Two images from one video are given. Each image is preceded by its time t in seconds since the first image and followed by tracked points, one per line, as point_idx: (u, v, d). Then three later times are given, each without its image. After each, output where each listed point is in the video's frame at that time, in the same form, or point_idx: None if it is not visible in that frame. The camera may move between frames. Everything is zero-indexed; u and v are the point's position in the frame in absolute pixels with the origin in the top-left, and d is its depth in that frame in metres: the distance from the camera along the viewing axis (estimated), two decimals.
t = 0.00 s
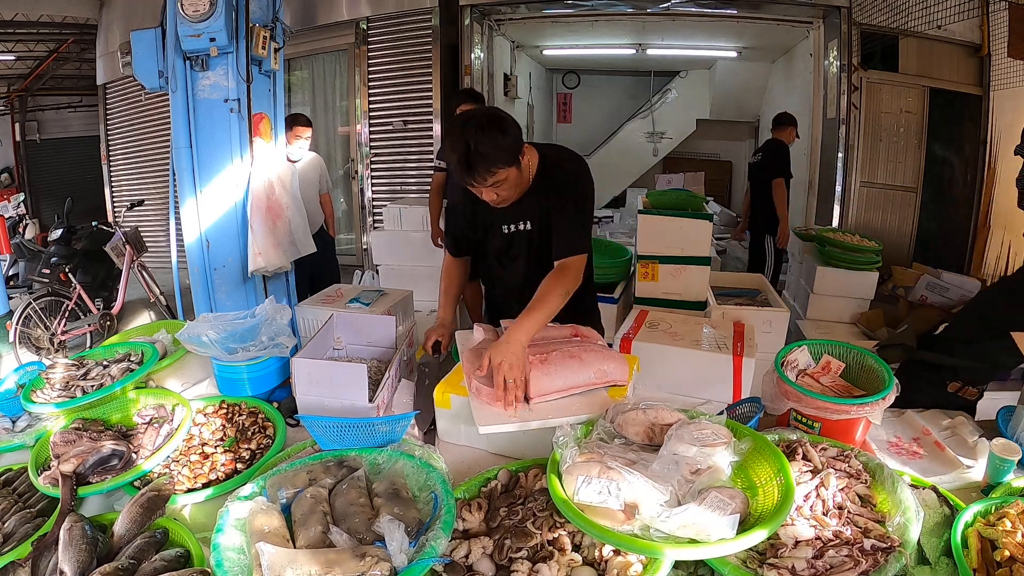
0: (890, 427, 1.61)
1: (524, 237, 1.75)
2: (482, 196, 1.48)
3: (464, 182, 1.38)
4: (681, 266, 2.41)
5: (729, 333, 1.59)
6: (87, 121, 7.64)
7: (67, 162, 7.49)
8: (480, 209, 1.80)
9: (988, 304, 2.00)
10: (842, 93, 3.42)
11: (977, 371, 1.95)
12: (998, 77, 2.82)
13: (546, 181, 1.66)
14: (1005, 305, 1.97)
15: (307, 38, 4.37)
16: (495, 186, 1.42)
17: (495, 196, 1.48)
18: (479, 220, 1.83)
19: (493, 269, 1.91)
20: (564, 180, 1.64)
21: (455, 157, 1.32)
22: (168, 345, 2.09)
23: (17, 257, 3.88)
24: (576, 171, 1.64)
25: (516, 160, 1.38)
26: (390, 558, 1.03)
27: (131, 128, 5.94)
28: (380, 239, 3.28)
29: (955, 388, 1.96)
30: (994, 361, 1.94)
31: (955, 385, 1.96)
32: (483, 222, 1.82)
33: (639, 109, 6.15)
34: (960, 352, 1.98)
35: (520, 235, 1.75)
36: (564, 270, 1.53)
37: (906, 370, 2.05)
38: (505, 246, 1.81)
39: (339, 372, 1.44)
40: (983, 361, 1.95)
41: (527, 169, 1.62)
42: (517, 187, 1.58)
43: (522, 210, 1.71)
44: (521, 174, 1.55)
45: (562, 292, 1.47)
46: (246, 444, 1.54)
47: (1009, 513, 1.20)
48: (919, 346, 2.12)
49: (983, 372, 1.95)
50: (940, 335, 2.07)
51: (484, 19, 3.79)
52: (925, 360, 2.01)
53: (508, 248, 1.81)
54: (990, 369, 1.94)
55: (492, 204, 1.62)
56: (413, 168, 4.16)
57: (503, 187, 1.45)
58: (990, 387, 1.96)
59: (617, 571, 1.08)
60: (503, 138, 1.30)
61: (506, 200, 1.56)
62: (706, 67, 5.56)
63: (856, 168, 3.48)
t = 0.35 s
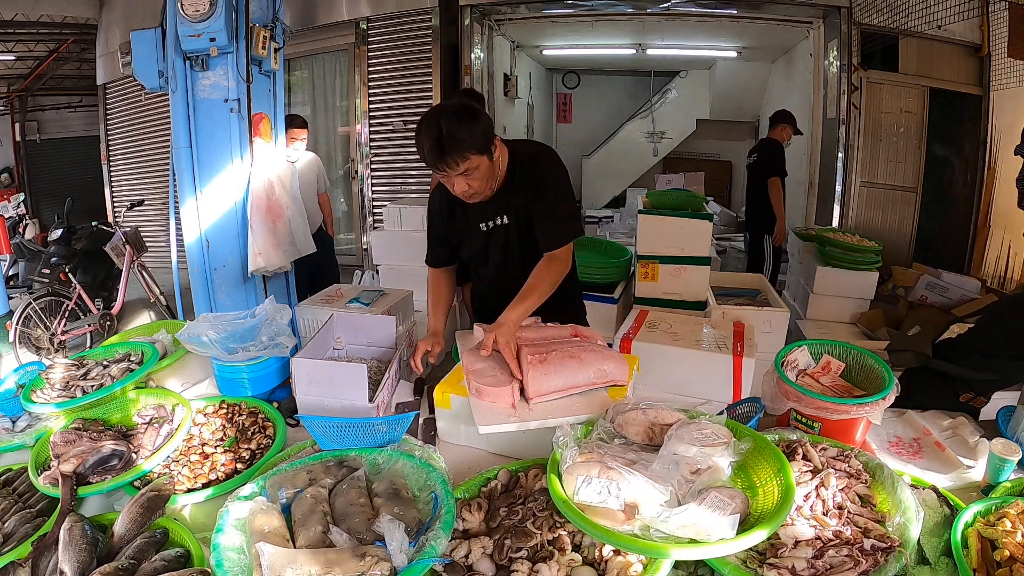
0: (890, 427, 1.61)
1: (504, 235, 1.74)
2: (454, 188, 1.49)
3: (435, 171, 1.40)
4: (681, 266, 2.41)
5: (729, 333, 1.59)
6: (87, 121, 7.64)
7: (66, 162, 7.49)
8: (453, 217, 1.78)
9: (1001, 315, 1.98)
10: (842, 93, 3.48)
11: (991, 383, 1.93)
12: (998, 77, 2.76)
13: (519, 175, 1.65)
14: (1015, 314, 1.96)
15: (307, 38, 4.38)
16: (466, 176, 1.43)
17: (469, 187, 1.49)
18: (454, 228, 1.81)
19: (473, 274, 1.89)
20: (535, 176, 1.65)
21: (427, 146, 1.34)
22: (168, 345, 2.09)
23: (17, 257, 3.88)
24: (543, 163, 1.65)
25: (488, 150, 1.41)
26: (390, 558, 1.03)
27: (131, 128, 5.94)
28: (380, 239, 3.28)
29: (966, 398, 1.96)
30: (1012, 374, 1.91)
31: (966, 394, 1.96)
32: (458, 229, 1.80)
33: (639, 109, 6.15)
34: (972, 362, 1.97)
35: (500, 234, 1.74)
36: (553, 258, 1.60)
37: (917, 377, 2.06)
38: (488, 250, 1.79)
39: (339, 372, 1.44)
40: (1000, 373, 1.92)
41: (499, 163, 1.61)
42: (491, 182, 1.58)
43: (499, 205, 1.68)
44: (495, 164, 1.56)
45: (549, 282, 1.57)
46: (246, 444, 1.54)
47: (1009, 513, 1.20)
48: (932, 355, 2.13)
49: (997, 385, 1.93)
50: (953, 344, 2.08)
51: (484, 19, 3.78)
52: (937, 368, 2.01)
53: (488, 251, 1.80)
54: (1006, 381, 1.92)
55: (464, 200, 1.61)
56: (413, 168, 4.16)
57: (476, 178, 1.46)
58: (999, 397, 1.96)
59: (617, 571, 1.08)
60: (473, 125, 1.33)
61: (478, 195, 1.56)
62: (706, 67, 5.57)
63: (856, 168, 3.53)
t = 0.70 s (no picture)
0: (891, 428, 1.61)
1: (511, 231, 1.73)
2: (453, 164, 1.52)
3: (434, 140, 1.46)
4: (681, 266, 2.41)
5: (729, 333, 1.59)
6: (87, 121, 7.65)
7: (66, 162, 7.49)
8: (463, 208, 1.76)
9: (1007, 316, 1.98)
10: (842, 94, 3.45)
11: (994, 385, 1.92)
12: (998, 77, 2.79)
13: (535, 169, 1.65)
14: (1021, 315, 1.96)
15: (307, 38, 4.38)
16: (458, 154, 1.45)
17: (462, 168, 1.50)
18: (460, 225, 1.79)
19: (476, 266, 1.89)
20: (544, 172, 1.65)
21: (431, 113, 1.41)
22: (168, 345, 2.08)
23: (17, 257, 3.88)
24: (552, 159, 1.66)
25: (486, 139, 1.42)
26: (390, 558, 1.03)
27: (131, 128, 5.94)
28: (380, 239, 3.28)
29: (968, 400, 1.95)
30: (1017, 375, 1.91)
31: (967, 395, 1.96)
32: (467, 221, 1.78)
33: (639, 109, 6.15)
34: (976, 364, 1.97)
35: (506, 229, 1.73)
36: (560, 262, 1.60)
37: (918, 376, 2.06)
38: (492, 247, 1.78)
39: (339, 372, 1.44)
40: (1004, 376, 1.91)
41: (517, 154, 1.61)
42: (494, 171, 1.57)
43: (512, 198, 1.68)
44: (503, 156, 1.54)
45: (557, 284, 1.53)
46: (246, 444, 1.54)
47: (1008, 513, 1.20)
48: (935, 355, 2.12)
49: (1000, 387, 1.92)
50: (957, 346, 2.06)
51: (484, 19, 3.79)
52: (939, 368, 2.02)
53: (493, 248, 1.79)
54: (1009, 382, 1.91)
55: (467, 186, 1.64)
56: (413, 168, 4.16)
57: (469, 159, 1.46)
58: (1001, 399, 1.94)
59: (617, 571, 1.08)
60: (468, 111, 1.37)
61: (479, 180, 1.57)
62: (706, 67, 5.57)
63: (856, 168, 3.51)
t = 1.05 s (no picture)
0: (891, 428, 1.61)
1: (514, 224, 1.76)
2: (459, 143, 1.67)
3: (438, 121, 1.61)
4: (681, 266, 2.41)
5: (729, 333, 1.59)
6: (87, 121, 7.65)
7: (66, 162, 7.49)
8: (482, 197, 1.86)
9: (1006, 315, 1.97)
10: (842, 94, 3.45)
11: (993, 383, 1.92)
12: (998, 77, 2.79)
13: (539, 169, 1.66)
14: (1021, 314, 1.95)
15: (307, 38, 4.38)
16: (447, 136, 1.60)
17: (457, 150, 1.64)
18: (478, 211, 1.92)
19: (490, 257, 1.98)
20: (547, 165, 1.66)
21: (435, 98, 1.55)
22: (168, 345, 2.08)
23: (17, 257, 3.88)
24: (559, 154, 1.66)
25: (462, 133, 1.53)
26: (390, 558, 1.03)
27: (131, 128, 5.94)
28: (380, 239, 3.27)
29: (967, 399, 1.95)
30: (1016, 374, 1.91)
31: (967, 394, 1.95)
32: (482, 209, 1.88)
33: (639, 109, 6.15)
34: (974, 362, 1.97)
35: (511, 222, 1.77)
36: (577, 260, 1.61)
37: (918, 376, 2.05)
38: (497, 239, 1.83)
39: (339, 372, 1.44)
40: (1004, 375, 1.92)
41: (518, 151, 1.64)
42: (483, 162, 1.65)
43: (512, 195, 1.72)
44: (488, 153, 1.61)
45: (568, 281, 1.59)
46: (246, 444, 1.54)
47: (1009, 513, 1.19)
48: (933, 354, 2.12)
49: (1000, 385, 1.92)
50: (956, 344, 2.05)
51: (484, 19, 3.80)
52: (939, 368, 2.01)
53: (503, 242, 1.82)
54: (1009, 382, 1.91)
55: (482, 168, 1.75)
56: (413, 168, 4.16)
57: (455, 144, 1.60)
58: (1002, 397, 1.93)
59: (617, 571, 1.08)
60: (445, 106, 1.50)
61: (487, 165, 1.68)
62: (706, 67, 5.57)
63: (856, 168, 3.51)
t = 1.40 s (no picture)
0: (891, 427, 1.61)
1: (491, 230, 1.82)
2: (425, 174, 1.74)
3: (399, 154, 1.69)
4: (681, 266, 2.41)
5: (729, 333, 1.59)
6: (86, 121, 7.66)
7: (67, 162, 7.50)
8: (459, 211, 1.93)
9: (1004, 307, 1.98)
10: (842, 93, 3.48)
11: (990, 376, 1.93)
12: (998, 77, 2.80)
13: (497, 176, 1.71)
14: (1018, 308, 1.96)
15: (307, 38, 4.39)
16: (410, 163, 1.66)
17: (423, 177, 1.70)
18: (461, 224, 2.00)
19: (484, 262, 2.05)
20: (503, 169, 1.71)
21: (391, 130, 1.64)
22: (168, 345, 2.08)
23: (16, 257, 3.88)
24: (514, 157, 1.71)
25: (418, 154, 1.60)
26: (390, 559, 1.03)
27: (131, 128, 5.94)
28: (380, 239, 3.28)
29: (963, 393, 1.95)
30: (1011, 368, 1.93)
31: (962, 388, 1.95)
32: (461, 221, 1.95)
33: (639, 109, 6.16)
34: (972, 358, 1.97)
35: (488, 230, 1.83)
36: (557, 240, 1.68)
37: (911, 372, 2.04)
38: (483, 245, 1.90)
39: (339, 372, 1.44)
40: (1001, 367, 1.93)
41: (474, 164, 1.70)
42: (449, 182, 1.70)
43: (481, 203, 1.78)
44: (451, 170, 1.66)
45: (551, 262, 1.66)
46: (246, 444, 1.54)
47: (1009, 513, 1.19)
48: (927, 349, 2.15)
49: (996, 380, 1.94)
50: (949, 341, 2.06)
51: (484, 20, 3.84)
52: (933, 363, 2.00)
53: (487, 247, 1.89)
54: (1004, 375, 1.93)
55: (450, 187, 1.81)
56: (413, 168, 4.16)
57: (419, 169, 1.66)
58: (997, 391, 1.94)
59: (617, 571, 1.08)
60: (400, 133, 1.58)
61: (449, 184, 1.74)
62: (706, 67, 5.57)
63: (856, 168, 3.55)
